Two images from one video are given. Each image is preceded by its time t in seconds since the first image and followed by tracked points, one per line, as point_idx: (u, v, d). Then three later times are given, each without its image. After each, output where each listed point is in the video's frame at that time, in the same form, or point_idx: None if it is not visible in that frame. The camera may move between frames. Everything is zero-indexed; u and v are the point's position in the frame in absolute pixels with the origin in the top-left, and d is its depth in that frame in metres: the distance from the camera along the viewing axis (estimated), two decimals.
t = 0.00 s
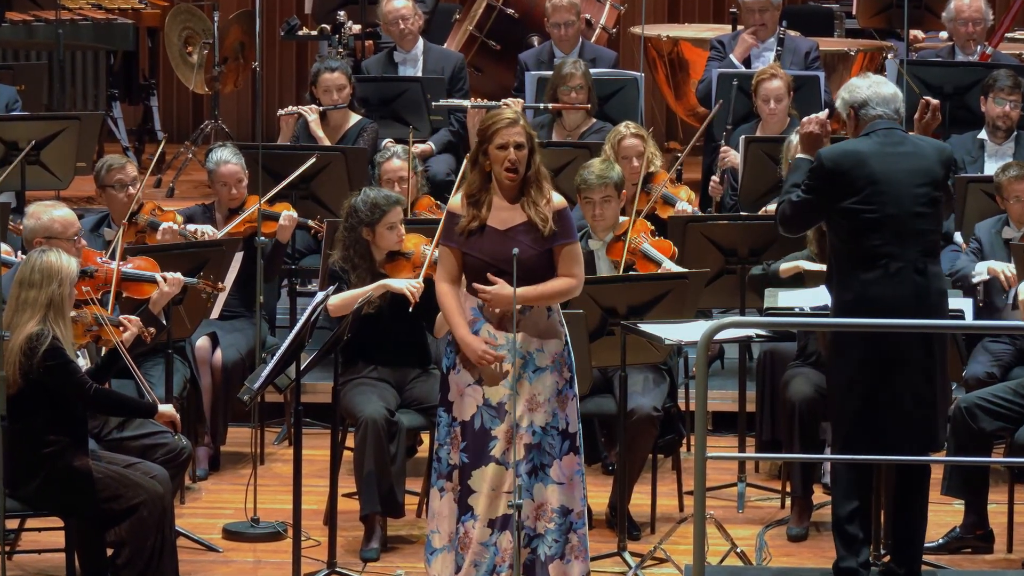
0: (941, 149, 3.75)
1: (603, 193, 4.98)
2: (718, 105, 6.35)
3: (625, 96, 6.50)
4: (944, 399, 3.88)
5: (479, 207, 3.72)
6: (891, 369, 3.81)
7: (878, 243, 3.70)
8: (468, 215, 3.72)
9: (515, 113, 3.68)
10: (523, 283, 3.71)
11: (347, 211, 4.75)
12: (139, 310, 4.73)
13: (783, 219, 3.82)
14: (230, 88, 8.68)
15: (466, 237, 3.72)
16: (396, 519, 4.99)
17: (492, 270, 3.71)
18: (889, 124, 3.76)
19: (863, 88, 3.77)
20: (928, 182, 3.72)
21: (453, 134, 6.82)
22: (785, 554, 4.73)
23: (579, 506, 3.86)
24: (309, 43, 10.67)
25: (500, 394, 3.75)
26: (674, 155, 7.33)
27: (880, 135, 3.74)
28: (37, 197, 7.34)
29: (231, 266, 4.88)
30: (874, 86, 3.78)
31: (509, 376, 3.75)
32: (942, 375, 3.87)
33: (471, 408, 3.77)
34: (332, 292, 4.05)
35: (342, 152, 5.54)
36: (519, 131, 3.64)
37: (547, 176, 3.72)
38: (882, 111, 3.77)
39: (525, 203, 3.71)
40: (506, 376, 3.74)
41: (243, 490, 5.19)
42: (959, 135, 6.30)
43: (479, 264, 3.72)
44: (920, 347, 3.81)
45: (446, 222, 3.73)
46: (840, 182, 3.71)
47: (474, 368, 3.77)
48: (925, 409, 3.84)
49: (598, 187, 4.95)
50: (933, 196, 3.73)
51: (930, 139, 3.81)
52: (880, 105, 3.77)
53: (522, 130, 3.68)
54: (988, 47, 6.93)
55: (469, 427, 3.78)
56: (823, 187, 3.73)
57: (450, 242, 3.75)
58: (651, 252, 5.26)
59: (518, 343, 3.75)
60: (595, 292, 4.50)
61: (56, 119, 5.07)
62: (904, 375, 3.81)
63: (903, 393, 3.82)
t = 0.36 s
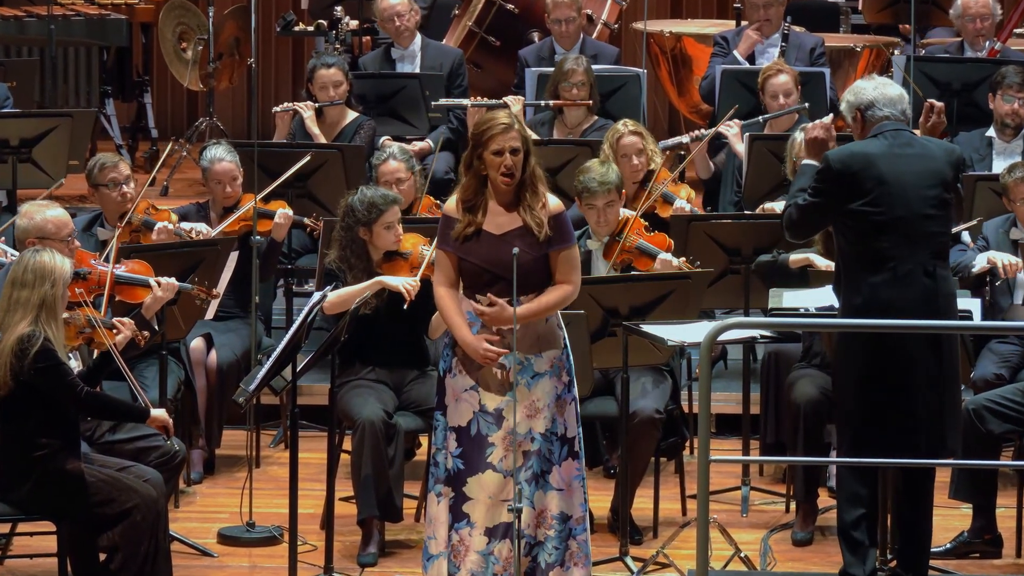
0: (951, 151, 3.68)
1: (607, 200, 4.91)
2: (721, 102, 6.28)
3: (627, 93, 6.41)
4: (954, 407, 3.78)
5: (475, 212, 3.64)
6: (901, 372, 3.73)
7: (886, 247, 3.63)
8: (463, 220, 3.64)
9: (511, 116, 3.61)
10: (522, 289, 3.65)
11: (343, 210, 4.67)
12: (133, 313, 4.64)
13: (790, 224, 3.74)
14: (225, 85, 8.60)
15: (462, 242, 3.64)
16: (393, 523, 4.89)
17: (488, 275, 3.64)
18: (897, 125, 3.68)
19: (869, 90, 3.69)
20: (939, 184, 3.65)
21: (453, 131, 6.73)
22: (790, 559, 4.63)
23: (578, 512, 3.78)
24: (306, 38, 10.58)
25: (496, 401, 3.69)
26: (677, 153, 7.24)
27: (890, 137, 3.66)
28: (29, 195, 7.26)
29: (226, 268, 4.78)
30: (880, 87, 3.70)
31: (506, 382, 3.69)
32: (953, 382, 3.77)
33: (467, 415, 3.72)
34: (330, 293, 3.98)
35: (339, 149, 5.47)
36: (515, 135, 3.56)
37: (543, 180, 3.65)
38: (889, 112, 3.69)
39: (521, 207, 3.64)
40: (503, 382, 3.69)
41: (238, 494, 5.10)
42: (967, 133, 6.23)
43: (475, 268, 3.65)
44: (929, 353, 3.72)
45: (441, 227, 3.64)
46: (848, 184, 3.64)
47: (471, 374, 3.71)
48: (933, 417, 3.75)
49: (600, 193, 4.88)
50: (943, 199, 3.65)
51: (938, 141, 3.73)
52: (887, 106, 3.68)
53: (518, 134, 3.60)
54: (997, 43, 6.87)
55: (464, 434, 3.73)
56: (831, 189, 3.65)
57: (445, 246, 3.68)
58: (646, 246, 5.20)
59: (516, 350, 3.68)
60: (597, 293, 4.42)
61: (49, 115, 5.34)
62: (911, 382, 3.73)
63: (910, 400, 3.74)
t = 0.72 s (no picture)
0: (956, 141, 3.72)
1: (600, 198, 4.83)
2: (724, 99, 6.23)
3: (629, 89, 6.33)
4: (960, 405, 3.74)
5: (470, 214, 3.57)
6: (909, 375, 3.67)
7: (895, 241, 3.67)
8: (458, 224, 3.57)
9: (507, 115, 3.56)
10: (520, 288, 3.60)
11: (339, 210, 4.59)
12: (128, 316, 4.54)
13: (799, 224, 3.76)
14: (220, 82, 8.50)
15: (458, 245, 3.58)
16: (391, 527, 4.81)
17: (485, 277, 3.58)
18: (902, 117, 3.71)
19: (873, 80, 3.69)
20: (947, 175, 3.69)
21: (451, 129, 6.65)
22: (795, 565, 4.54)
23: (578, 514, 3.70)
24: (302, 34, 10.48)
25: (495, 403, 3.63)
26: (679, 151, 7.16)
27: (897, 130, 3.69)
28: (22, 193, 7.18)
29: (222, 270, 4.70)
30: (883, 77, 3.70)
31: (505, 384, 3.62)
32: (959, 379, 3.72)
33: (466, 417, 3.64)
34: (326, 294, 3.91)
35: (336, 148, 5.40)
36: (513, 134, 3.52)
37: (538, 179, 3.59)
38: (894, 103, 3.70)
39: (517, 208, 3.57)
40: (502, 384, 3.62)
41: (234, 497, 5.01)
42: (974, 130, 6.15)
43: (471, 270, 3.59)
44: (938, 350, 3.66)
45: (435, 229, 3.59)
46: (857, 177, 3.66)
47: (469, 377, 3.64)
48: (940, 415, 3.70)
49: (594, 193, 4.79)
50: (952, 190, 3.70)
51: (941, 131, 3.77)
52: (891, 97, 3.69)
53: (515, 134, 3.55)
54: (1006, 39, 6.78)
55: (463, 437, 3.65)
56: (840, 184, 3.67)
57: (439, 248, 3.61)
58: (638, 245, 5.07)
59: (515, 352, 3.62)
60: (598, 294, 4.35)
61: (40, 113, 5.26)
62: (920, 379, 3.67)
63: (918, 399, 3.68)
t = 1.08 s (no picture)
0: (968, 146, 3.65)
1: (594, 202, 4.74)
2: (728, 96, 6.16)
3: (632, 86, 6.25)
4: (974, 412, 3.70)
5: (468, 211, 3.49)
6: (923, 378, 3.63)
7: (907, 242, 3.60)
8: (455, 220, 3.49)
9: (506, 108, 3.50)
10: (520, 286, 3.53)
11: (331, 212, 4.51)
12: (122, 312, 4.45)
13: (823, 239, 3.64)
14: (215, 78, 8.41)
15: (457, 243, 3.50)
16: (390, 532, 4.72)
17: (484, 274, 3.50)
18: (911, 121, 3.63)
19: (879, 85, 3.60)
20: (961, 178, 3.62)
21: (449, 126, 6.57)
22: (801, 570, 4.45)
23: (578, 514, 3.62)
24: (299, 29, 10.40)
25: (495, 404, 3.55)
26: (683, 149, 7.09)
27: (909, 134, 3.61)
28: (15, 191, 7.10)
29: (217, 267, 4.61)
30: (890, 82, 3.61)
31: (504, 384, 3.54)
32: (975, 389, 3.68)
33: (466, 419, 3.57)
34: (324, 293, 3.83)
35: (334, 145, 5.31)
36: (511, 127, 3.45)
37: (536, 174, 3.52)
38: (902, 107, 3.62)
39: (514, 205, 3.49)
40: (501, 385, 3.54)
41: (229, 501, 4.92)
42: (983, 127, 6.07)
43: (469, 268, 3.51)
44: (953, 359, 3.63)
45: (433, 227, 3.50)
46: (869, 180, 3.58)
47: (468, 377, 3.56)
48: (952, 421, 3.67)
49: (586, 197, 4.71)
50: (965, 192, 3.63)
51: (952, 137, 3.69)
52: (899, 102, 3.61)
53: (514, 128, 3.48)
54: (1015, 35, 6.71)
55: (462, 439, 3.57)
56: (852, 190, 3.59)
57: (437, 245, 3.53)
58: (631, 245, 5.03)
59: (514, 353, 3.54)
60: (600, 294, 4.27)
61: (31, 109, 5.29)
62: (934, 388, 3.63)
63: (930, 406, 3.66)
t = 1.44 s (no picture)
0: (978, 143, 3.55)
1: (592, 195, 4.66)
2: (733, 93, 6.09)
3: (636, 82, 6.17)
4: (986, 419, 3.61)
5: (468, 208, 3.41)
6: (931, 376, 3.54)
7: (915, 243, 3.49)
8: (455, 219, 3.41)
9: (507, 103, 3.41)
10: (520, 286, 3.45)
11: (320, 216, 4.45)
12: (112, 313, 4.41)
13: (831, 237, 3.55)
14: (210, 74, 8.32)
15: (456, 242, 3.42)
16: (388, 536, 4.64)
17: (484, 274, 3.43)
18: (921, 118, 3.54)
19: (889, 80, 3.54)
20: (970, 175, 3.52)
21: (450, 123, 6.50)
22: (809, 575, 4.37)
23: (581, 519, 3.55)
24: (297, 25, 10.32)
25: (495, 406, 3.47)
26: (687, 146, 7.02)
27: (917, 130, 3.51)
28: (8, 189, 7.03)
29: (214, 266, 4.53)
30: (900, 77, 3.54)
31: (505, 385, 3.47)
32: (986, 396, 3.60)
33: (465, 422, 3.49)
34: (322, 294, 3.75)
35: (332, 143, 5.27)
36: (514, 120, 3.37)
37: (537, 171, 3.44)
38: (913, 103, 3.54)
39: (515, 204, 3.41)
40: (501, 386, 3.47)
41: (225, 505, 4.84)
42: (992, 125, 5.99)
43: (467, 268, 3.44)
44: (963, 363, 3.55)
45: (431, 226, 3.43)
46: (876, 178, 3.49)
47: (467, 379, 3.48)
48: (962, 422, 3.58)
49: (585, 190, 4.63)
50: (973, 192, 3.53)
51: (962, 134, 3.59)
52: (910, 97, 3.54)
53: (515, 122, 3.40)
54: None
55: (462, 442, 3.48)
56: (859, 187, 3.49)
57: (434, 242, 3.45)
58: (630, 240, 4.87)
59: (513, 353, 3.46)
60: (602, 294, 4.19)
61: (26, 105, 5.30)
62: (942, 394, 3.55)
63: (939, 414, 3.56)
